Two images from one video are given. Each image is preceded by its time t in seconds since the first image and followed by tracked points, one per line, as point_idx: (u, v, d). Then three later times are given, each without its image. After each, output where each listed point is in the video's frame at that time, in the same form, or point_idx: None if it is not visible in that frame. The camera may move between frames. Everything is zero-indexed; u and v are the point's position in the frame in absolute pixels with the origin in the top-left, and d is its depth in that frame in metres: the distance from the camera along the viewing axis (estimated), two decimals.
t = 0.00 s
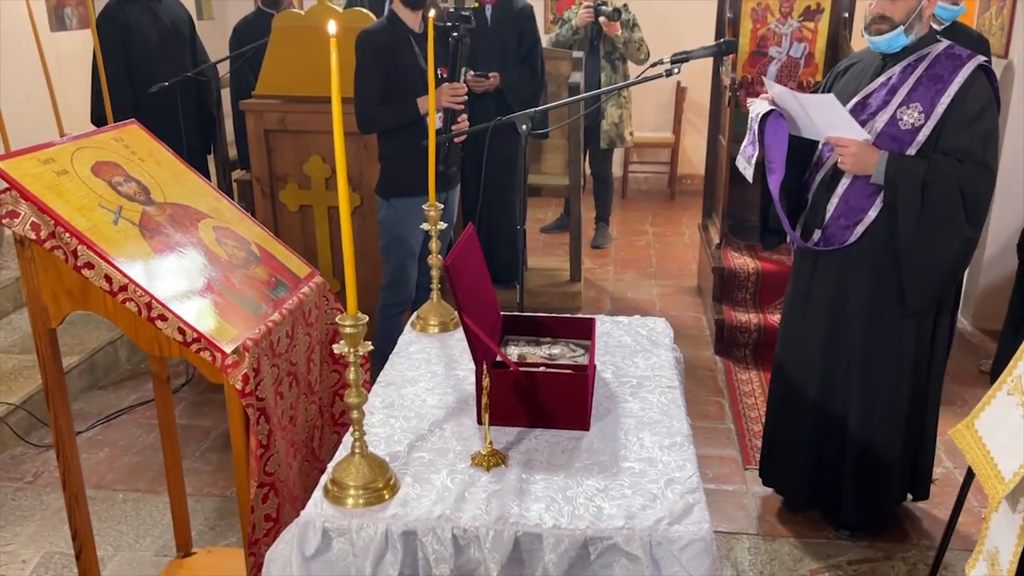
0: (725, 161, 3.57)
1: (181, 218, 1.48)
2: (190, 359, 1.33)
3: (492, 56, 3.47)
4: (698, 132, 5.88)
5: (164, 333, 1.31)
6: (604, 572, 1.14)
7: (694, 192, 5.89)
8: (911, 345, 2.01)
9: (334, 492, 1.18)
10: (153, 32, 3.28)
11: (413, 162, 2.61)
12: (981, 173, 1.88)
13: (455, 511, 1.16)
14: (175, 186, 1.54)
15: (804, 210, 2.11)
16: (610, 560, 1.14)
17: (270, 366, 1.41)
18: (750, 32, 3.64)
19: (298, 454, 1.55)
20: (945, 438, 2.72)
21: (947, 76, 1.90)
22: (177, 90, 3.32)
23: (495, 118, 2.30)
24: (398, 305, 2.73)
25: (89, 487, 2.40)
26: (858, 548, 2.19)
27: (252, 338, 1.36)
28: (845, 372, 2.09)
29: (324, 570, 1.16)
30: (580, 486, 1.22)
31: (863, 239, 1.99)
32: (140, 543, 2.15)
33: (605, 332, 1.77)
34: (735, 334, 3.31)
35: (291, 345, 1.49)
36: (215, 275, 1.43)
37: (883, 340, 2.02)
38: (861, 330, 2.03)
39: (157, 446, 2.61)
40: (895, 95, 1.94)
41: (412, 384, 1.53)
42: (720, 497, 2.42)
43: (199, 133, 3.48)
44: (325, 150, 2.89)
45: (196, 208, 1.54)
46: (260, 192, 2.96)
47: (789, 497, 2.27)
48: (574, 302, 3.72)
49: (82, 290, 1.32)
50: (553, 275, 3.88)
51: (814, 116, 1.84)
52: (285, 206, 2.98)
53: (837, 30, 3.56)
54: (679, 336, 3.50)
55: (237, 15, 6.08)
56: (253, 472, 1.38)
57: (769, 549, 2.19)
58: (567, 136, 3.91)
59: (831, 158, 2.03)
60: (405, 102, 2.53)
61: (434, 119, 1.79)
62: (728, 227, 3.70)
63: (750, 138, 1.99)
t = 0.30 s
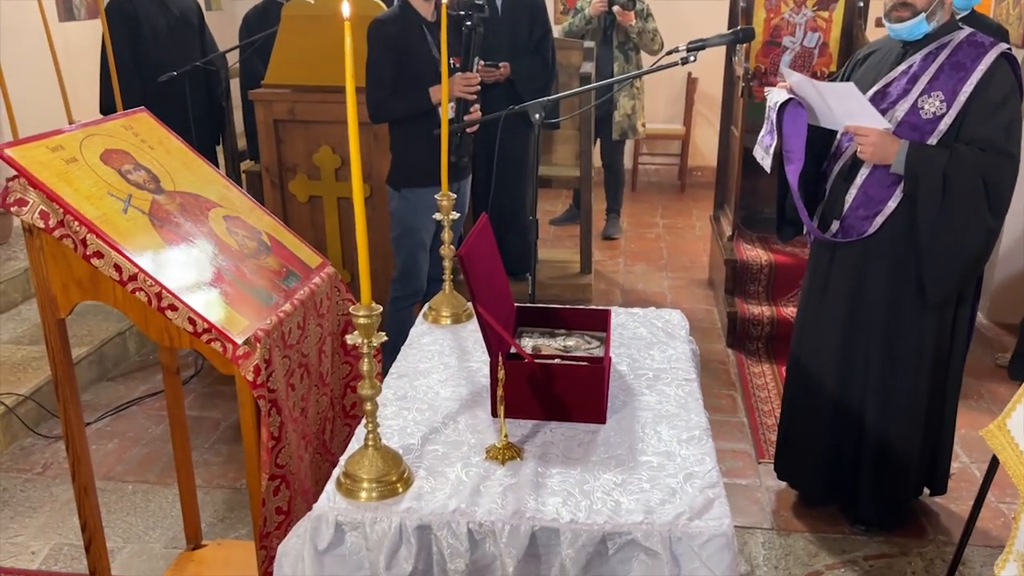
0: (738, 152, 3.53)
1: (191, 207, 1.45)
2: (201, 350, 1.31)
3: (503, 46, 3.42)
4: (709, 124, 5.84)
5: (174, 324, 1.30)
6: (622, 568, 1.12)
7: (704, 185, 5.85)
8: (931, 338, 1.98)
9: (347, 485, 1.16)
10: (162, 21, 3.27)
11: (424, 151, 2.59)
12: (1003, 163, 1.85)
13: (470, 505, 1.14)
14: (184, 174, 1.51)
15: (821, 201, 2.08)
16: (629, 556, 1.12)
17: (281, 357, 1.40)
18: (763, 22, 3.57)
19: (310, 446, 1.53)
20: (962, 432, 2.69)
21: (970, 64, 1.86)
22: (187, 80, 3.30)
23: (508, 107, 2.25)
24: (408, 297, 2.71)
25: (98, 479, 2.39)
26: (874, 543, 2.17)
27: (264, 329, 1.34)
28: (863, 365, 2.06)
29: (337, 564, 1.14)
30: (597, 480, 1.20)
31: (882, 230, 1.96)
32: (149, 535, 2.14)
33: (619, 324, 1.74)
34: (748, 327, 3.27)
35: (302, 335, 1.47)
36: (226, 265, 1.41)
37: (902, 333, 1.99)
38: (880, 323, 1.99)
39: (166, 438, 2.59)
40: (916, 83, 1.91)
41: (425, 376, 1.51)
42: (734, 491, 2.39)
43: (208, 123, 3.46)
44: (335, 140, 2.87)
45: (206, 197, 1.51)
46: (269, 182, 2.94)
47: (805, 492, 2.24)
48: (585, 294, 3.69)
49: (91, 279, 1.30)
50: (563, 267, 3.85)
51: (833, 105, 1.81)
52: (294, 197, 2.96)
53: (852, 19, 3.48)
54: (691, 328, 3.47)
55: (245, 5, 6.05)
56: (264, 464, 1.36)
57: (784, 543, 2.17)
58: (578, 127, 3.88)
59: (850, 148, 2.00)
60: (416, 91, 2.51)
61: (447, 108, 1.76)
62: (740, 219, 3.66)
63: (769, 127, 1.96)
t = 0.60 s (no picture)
0: (745, 145, 3.49)
1: (188, 193, 1.43)
2: (196, 338, 1.28)
3: (508, 36, 3.38)
4: (716, 118, 5.78)
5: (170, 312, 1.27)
6: (626, 562, 1.09)
7: (711, 179, 5.81)
8: (944, 331, 1.94)
9: (344, 477, 1.14)
10: (166, 11, 3.24)
11: (428, 142, 2.56)
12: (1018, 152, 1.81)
13: (470, 498, 1.11)
14: (181, 160, 1.49)
15: (831, 192, 2.04)
16: (633, 550, 1.08)
17: (279, 346, 1.37)
18: (772, 13, 3.49)
19: (309, 438, 1.50)
20: (972, 428, 2.65)
21: (984, 51, 1.81)
22: (190, 70, 3.27)
23: (511, 95, 2.21)
24: (412, 289, 2.68)
25: (98, 471, 2.36)
26: (884, 539, 2.13)
27: (260, 317, 1.31)
28: (874, 359, 2.02)
29: (332, 557, 1.11)
30: (601, 473, 1.17)
31: (893, 220, 1.92)
32: (148, 528, 2.12)
33: (625, 315, 1.71)
34: (755, 321, 3.24)
35: (301, 325, 1.44)
36: (224, 253, 1.38)
37: (914, 325, 1.96)
38: (892, 316, 1.96)
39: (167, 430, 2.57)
40: (929, 71, 1.87)
41: (426, 366, 1.48)
42: (741, 487, 2.36)
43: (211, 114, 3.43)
44: (339, 131, 2.84)
45: (204, 183, 1.49)
46: (272, 173, 2.91)
47: (815, 488, 2.21)
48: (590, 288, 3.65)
49: (85, 266, 1.28)
50: (569, 260, 3.81)
51: (842, 93, 1.77)
52: (297, 188, 2.93)
53: (862, 9, 3.41)
54: (697, 322, 3.43)
55: None
56: (261, 455, 1.33)
57: (792, 539, 2.13)
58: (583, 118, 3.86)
59: (861, 137, 1.96)
60: (420, 80, 2.48)
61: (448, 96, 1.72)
62: (747, 213, 3.62)
63: (777, 116, 1.92)
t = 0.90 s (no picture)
0: (750, 140, 3.44)
1: (174, 183, 1.39)
2: (181, 331, 1.25)
3: (510, 32, 3.26)
4: (722, 114, 5.74)
5: (154, 304, 1.24)
6: (620, 562, 1.05)
7: (717, 176, 5.76)
8: (951, 328, 1.90)
9: (330, 473, 1.10)
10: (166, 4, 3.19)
11: (427, 135, 2.53)
12: None
13: (459, 495, 1.07)
14: (169, 149, 1.45)
15: (836, 185, 2.00)
16: (627, 550, 1.05)
17: (267, 339, 1.33)
18: (778, 5, 3.43)
19: (299, 434, 1.47)
20: (980, 427, 2.60)
21: (993, 41, 1.77)
22: (188, 63, 3.24)
23: (510, 86, 2.17)
24: (411, 284, 2.65)
25: (92, 467, 2.34)
26: (889, 539, 2.09)
27: (247, 310, 1.28)
28: (881, 356, 1.98)
29: (317, 556, 1.07)
30: (595, 470, 1.13)
31: (899, 214, 1.88)
32: (141, 526, 2.09)
33: (624, 309, 1.67)
34: (760, 318, 3.19)
35: (290, 318, 1.40)
36: (218, 247, 1.35)
37: (921, 322, 1.91)
38: (899, 312, 1.91)
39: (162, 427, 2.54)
40: (936, 61, 1.82)
41: (418, 361, 1.44)
42: (743, 486, 2.32)
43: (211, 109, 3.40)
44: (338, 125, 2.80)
45: (193, 173, 1.45)
46: (271, 167, 2.88)
47: (820, 488, 2.17)
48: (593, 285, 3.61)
49: (67, 257, 1.25)
50: (572, 256, 3.76)
51: (847, 83, 1.73)
52: (296, 182, 2.90)
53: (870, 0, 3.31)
54: (701, 319, 3.39)
55: None
56: (248, 451, 1.30)
57: (795, 540, 2.09)
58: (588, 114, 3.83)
59: (866, 129, 1.91)
60: (419, 72, 2.45)
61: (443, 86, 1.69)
62: (752, 209, 3.58)
63: (781, 108, 1.88)
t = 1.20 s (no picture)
0: (757, 139, 3.39)
1: (161, 177, 1.36)
2: (163, 328, 1.21)
3: (513, 30, 3.19)
4: (729, 114, 5.69)
5: (136, 300, 1.20)
6: (612, 570, 1.01)
7: (723, 177, 5.71)
8: (959, 329, 1.85)
9: (312, 476, 1.06)
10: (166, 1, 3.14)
11: (426, 132, 2.49)
12: None
13: (446, 500, 1.03)
14: (155, 143, 1.42)
15: (841, 183, 1.95)
16: (620, 558, 1.01)
17: (252, 337, 1.30)
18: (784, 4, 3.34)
19: (287, 436, 1.43)
20: (989, 431, 2.55)
21: (1003, 35, 1.72)
22: (187, 60, 3.18)
23: (510, 81, 2.13)
24: (410, 283, 2.62)
25: (85, 468, 2.31)
26: (896, 546, 2.04)
27: (231, 307, 1.24)
28: (886, 357, 1.94)
29: (299, 562, 1.04)
30: (588, 474, 1.09)
31: (906, 212, 1.83)
32: (132, 527, 2.06)
33: (623, 309, 1.63)
34: (765, 319, 3.14)
35: (278, 316, 1.37)
36: (211, 245, 1.33)
37: (928, 323, 1.87)
38: (905, 312, 1.87)
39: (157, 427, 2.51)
40: (944, 56, 1.77)
41: (409, 360, 1.40)
42: (747, 490, 2.28)
43: (211, 106, 3.37)
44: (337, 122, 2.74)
45: (179, 167, 1.42)
46: (269, 165, 2.85)
47: (824, 491, 2.12)
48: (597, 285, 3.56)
49: (46, 251, 1.21)
50: (576, 256, 3.71)
51: (853, 78, 1.68)
52: (295, 180, 2.87)
53: None
54: (706, 321, 3.35)
55: None
56: (232, 453, 1.26)
57: (799, 546, 2.04)
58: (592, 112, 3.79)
59: (872, 126, 1.86)
60: (418, 69, 2.41)
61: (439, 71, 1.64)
62: (758, 209, 3.53)
63: (785, 104, 1.83)
